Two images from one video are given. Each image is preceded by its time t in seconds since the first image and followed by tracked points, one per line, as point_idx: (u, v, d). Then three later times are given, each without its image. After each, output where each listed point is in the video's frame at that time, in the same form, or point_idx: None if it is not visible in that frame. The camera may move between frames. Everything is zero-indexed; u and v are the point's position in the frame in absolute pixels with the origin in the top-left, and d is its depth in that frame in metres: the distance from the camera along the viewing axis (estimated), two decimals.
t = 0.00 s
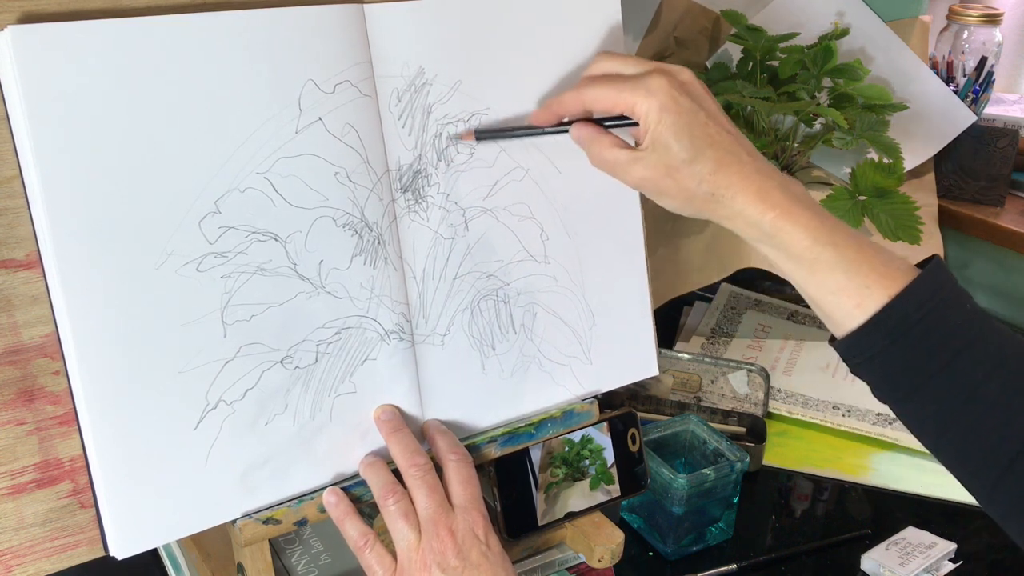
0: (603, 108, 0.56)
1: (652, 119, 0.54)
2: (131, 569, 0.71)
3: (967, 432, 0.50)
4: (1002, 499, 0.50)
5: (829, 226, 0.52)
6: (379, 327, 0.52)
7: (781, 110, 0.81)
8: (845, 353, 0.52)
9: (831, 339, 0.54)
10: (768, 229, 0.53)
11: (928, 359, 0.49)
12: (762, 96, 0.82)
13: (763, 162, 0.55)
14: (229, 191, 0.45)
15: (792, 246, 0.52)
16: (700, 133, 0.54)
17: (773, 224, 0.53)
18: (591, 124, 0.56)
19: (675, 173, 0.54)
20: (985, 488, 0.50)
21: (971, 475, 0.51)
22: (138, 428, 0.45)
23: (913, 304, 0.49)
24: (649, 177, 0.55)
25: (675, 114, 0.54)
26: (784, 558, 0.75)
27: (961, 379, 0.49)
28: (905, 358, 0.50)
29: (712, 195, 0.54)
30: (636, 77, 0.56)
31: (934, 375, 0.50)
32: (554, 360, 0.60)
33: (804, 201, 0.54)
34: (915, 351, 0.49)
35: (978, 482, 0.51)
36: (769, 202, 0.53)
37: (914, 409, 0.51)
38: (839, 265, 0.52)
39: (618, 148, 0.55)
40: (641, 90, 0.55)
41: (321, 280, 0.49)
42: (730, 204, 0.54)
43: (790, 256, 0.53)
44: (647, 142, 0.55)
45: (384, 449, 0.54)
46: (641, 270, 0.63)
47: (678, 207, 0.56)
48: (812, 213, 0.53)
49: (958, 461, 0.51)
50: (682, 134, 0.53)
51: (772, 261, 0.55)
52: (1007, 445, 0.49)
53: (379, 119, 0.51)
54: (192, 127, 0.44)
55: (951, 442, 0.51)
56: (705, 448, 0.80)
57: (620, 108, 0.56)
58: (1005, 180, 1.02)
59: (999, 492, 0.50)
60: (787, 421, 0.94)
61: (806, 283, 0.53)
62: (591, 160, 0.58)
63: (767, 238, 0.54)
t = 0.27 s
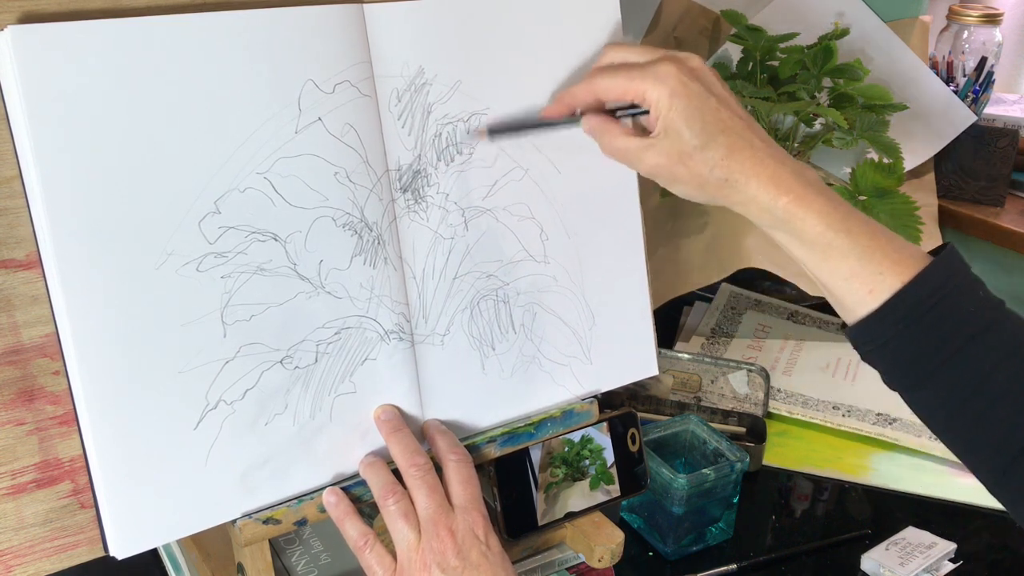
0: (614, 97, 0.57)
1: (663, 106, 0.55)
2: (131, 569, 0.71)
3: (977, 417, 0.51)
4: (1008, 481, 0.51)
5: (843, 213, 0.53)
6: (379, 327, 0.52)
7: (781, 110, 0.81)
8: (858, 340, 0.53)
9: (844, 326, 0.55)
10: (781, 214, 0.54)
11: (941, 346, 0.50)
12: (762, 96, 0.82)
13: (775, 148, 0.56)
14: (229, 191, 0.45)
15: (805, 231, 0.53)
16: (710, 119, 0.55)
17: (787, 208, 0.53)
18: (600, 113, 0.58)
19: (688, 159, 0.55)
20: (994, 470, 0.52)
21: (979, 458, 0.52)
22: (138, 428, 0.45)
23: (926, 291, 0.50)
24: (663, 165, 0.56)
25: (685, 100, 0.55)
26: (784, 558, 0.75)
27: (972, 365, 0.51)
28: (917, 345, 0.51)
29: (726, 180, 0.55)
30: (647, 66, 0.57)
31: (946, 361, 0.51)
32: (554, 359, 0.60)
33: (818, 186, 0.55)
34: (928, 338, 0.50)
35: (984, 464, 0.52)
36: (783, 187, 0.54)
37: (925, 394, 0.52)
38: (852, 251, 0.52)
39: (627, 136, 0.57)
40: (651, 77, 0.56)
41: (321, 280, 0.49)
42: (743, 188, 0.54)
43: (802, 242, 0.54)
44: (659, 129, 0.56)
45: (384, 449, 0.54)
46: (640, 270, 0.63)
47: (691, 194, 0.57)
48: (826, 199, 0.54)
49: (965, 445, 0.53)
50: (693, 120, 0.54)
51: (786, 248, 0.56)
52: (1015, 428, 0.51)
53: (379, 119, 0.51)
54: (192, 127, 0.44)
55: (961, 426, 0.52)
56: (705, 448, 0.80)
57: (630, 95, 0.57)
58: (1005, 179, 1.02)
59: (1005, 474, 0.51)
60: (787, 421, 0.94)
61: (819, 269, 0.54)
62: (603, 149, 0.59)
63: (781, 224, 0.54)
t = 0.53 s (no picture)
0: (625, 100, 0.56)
1: (674, 106, 0.55)
2: (131, 569, 0.71)
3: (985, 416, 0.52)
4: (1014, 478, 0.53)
5: (854, 211, 0.55)
6: (379, 327, 0.52)
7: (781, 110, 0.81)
8: (868, 338, 0.54)
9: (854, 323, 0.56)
10: (794, 211, 0.55)
11: (950, 345, 0.52)
12: (762, 96, 0.82)
13: (787, 146, 0.57)
14: (229, 191, 0.45)
15: (816, 228, 0.55)
16: (721, 119, 0.54)
17: (799, 205, 0.55)
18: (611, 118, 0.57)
19: (700, 158, 0.55)
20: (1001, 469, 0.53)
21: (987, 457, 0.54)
22: (138, 428, 0.45)
23: (936, 290, 0.52)
24: (674, 165, 0.56)
25: (694, 99, 0.55)
26: (784, 558, 0.75)
27: (981, 365, 0.52)
28: (927, 344, 0.52)
29: (737, 177, 0.55)
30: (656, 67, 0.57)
31: (955, 361, 0.52)
32: (554, 359, 0.60)
33: (830, 185, 0.56)
34: (937, 337, 0.52)
35: (991, 462, 0.54)
36: (795, 184, 0.55)
37: (933, 394, 0.53)
38: (863, 249, 0.54)
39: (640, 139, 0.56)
40: (661, 78, 0.56)
41: (321, 280, 0.49)
42: (755, 185, 0.55)
43: (813, 238, 0.55)
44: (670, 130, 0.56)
45: (384, 449, 0.54)
46: (640, 270, 0.63)
47: (703, 193, 0.57)
48: (838, 198, 0.55)
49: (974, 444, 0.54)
50: (704, 119, 0.54)
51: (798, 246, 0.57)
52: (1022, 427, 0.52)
53: (378, 119, 0.51)
54: (192, 127, 0.44)
55: (970, 426, 0.53)
56: (705, 448, 0.80)
57: (641, 97, 0.56)
58: (1005, 179, 1.02)
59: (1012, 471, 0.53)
60: (787, 421, 0.94)
61: (830, 265, 0.56)
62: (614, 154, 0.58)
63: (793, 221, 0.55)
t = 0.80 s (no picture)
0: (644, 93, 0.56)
1: (692, 104, 0.55)
2: (131, 569, 0.71)
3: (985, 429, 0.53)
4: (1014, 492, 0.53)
5: (861, 224, 0.54)
6: (379, 327, 0.52)
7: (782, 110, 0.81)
8: (869, 351, 0.55)
9: (855, 335, 0.56)
10: (799, 220, 0.54)
11: (951, 358, 0.52)
12: (762, 96, 0.82)
13: (795, 155, 0.56)
14: (229, 191, 0.45)
15: (821, 238, 0.54)
16: (738, 123, 0.54)
17: (805, 215, 0.54)
18: (629, 109, 0.57)
19: (711, 159, 0.55)
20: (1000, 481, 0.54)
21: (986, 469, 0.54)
22: (138, 428, 0.45)
23: (938, 303, 0.52)
24: (685, 163, 0.56)
25: (714, 101, 0.54)
26: (784, 558, 0.75)
27: (981, 378, 0.53)
28: (928, 357, 0.53)
29: (747, 182, 0.54)
30: (678, 66, 0.57)
31: (955, 374, 0.53)
32: (554, 359, 0.60)
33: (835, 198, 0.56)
34: (938, 351, 0.52)
35: (990, 474, 0.54)
36: (801, 195, 0.54)
37: (933, 407, 0.54)
38: (867, 260, 0.54)
39: (654, 133, 0.55)
40: (683, 76, 0.55)
41: (321, 280, 0.49)
42: (762, 193, 0.54)
43: (817, 248, 0.55)
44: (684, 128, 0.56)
45: (384, 449, 0.54)
46: (640, 271, 0.63)
47: (709, 194, 0.57)
48: (844, 211, 0.55)
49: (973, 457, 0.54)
50: (720, 121, 0.54)
51: (801, 256, 0.57)
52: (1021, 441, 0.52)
53: (378, 119, 0.51)
54: (192, 127, 0.44)
55: (970, 438, 0.54)
56: (705, 448, 0.80)
57: (659, 92, 0.56)
58: (1005, 179, 1.02)
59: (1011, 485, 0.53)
60: (787, 421, 0.94)
61: (833, 276, 0.55)
62: (629, 147, 0.58)
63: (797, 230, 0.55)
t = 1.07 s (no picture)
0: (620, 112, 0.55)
1: (669, 126, 0.52)
2: (131, 569, 0.71)
3: (973, 453, 0.48)
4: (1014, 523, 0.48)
5: (840, 242, 0.50)
6: (379, 327, 0.52)
7: (782, 110, 0.81)
8: (852, 370, 0.50)
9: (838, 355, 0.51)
10: (777, 243, 0.50)
11: (933, 376, 0.48)
12: (762, 96, 0.81)
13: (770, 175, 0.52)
14: (229, 191, 0.45)
15: (801, 260, 0.49)
16: (717, 142, 0.51)
17: (784, 236, 0.49)
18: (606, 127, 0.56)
19: (690, 181, 0.51)
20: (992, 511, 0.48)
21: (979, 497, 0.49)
22: (139, 428, 0.45)
23: (921, 319, 0.48)
24: (664, 184, 0.52)
25: (692, 121, 0.51)
26: (784, 558, 0.75)
27: (967, 397, 0.48)
28: (912, 377, 0.48)
29: (726, 206, 0.50)
30: (657, 86, 0.54)
31: (938, 393, 0.48)
32: (554, 360, 0.60)
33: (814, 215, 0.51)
34: (922, 368, 0.48)
35: (985, 503, 0.49)
36: (780, 216, 0.49)
37: (916, 426, 0.49)
38: (848, 280, 0.49)
39: (631, 152, 0.53)
40: (661, 96, 0.53)
41: (321, 280, 0.49)
42: (740, 213, 0.50)
43: (797, 270, 0.50)
44: (661, 150, 0.53)
45: (384, 450, 0.54)
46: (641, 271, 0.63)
47: (687, 216, 0.53)
48: (819, 226, 0.50)
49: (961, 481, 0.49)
50: (698, 143, 0.50)
51: (779, 277, 0.52)
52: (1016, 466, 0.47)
53: (379, 119, 0.51)
54: (193, 127, 0.44)
55: (958, 463, 0.49)
56: (705, 448, 0.80)
57: (637, 112, 0.54)
58: (1005, 180, 1.02)
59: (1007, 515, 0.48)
60: (787, 421, 0.94)
61: (811, 296, 0.51)
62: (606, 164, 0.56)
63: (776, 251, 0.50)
